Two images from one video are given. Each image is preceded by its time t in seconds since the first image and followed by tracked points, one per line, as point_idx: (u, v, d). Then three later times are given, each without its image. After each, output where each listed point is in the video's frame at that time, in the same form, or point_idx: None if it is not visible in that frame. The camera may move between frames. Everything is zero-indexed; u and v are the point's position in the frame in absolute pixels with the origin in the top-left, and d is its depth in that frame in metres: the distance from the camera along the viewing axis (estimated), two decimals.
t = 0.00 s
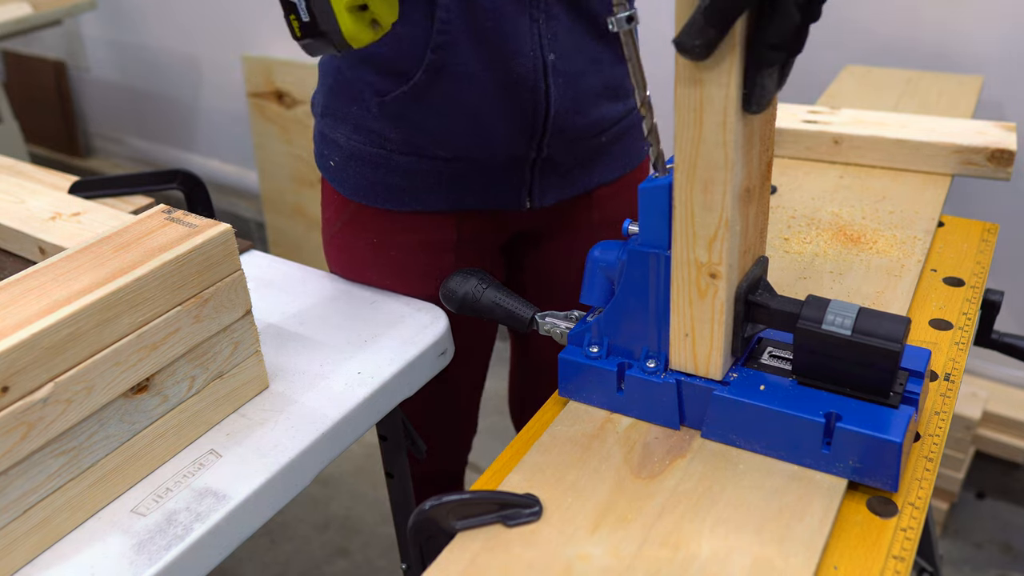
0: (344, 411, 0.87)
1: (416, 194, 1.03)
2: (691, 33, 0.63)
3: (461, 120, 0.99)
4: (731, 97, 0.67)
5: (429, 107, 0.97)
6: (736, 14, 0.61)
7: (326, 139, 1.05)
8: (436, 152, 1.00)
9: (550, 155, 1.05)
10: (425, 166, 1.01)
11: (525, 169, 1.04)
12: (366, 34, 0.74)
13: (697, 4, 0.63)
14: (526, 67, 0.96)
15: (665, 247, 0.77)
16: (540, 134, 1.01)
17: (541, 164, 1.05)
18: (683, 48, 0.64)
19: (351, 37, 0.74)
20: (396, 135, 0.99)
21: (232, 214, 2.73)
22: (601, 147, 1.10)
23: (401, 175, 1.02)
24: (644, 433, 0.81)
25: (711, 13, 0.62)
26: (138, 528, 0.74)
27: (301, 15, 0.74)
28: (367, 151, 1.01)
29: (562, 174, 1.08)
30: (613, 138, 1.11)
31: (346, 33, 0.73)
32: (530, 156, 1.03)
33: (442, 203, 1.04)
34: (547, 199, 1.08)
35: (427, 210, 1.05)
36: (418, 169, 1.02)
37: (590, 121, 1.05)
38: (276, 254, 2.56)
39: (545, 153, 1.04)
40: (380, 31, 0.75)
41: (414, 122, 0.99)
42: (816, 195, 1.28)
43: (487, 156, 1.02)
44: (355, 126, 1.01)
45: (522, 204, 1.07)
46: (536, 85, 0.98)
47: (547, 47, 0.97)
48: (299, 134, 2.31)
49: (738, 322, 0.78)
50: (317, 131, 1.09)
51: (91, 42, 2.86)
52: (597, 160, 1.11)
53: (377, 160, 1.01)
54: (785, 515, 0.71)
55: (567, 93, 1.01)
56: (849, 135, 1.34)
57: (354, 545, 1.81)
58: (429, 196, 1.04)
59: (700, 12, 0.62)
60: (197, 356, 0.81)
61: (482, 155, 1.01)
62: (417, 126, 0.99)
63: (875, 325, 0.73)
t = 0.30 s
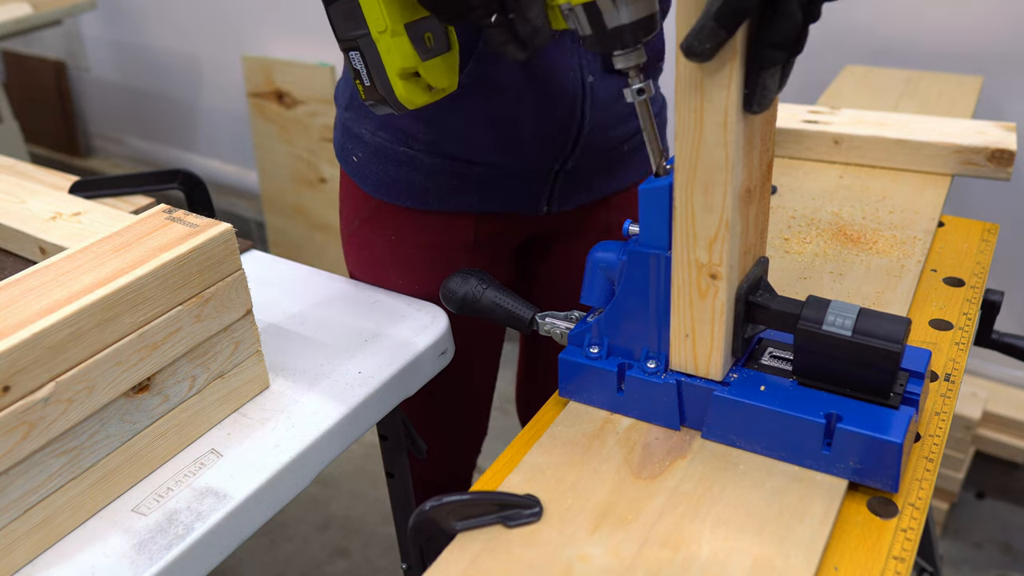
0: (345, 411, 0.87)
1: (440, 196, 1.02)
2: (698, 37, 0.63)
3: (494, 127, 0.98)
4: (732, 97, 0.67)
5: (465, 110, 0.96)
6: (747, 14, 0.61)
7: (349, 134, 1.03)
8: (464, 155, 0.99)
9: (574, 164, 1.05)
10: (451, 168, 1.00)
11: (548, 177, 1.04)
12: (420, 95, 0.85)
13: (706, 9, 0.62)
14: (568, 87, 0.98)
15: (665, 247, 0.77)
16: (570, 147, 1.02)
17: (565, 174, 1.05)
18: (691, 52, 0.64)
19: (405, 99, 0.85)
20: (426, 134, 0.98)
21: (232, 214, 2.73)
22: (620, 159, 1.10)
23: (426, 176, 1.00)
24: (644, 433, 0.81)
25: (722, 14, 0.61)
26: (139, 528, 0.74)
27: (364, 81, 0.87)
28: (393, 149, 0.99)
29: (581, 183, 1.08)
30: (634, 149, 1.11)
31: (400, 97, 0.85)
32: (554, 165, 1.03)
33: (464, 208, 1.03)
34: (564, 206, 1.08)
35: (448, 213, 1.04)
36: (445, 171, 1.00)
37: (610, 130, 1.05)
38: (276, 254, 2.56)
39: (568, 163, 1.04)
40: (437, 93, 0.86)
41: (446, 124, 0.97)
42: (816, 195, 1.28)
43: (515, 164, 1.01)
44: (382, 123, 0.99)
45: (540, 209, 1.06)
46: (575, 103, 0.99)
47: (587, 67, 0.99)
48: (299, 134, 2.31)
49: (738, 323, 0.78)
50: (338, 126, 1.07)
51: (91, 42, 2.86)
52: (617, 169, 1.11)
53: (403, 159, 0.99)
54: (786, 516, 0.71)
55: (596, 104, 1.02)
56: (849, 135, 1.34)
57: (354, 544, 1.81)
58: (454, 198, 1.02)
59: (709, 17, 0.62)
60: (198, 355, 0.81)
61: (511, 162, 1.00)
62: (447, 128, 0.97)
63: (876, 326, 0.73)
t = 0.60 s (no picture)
0: (344, 410, 0.87)
1: (458, 197, 1.01)
2: (698, 37, 0.63)
3: (515, 126, 0.97)
4: (731, 100, 0.66)
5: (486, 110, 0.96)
6: (748, 14, 0.61)
7: (360, 137, 1.02)
8: (483, 156, 0.99)
9: (586, 160, 1.05)
10: (472, 169, 0.99)
11: (561, 174, 1.04)
12: (425, 92, 0.86)
13: (706, 10, 0.62)
14: (586, 84, 0.98)
15: (665, 248, 0.77)
16: (585, 143, 1.03)
17: (579, 168, 1.05)
18: (691, 53, 0.64)
19: (410, 96, 0.85)
20: (446, 135, 0.97)
21: (232, 214, 2.73)
22: (625, 153, 1.11)
23: (446, 177, 1.00)
24: (644, 434, 0.81)
25: (722, 14, 0.61)
26: (139, 528, 0.74)
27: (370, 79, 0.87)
28: (412, 151, 0.98)
29: (589, 178, 1.08)
30: (638, 142, 1.12)
31: (405, 94, 0.85)
32: (569, 162, 1.03)
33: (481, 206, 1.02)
34: (573, 200, 1.08)
35: (466, 214, 1.03)
36: (465, 172, 0.99)
37: (617, 124, 1.06)
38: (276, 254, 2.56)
39: (582, 158, 1.04)
40: (442, 91, 0.87)
41: (465, 125, 0.96)
42: (816, 195, 1.28)
43: (533, 162, 1.01)
44: (398, 125, 0.98)
45: (552, 205, 1.07)
46: (591, 101, 1.00)
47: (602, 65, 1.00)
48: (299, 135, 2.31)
49: (738, 323, 0.78)
50: (346, 127, 1.05)
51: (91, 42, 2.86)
52: (621, 163, 1.11)
53: (421, 160, 0.98)
54: (786, 517, 0.71)
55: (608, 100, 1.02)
56: (849, 135, 1.34)
57: (354, 544, 1.81)
58: (472, 197, 1.01)
59: (710, 16, 0.62)
60: (198, 355, 0.81)
61: (527, 160, 1.00)
62: (468, 129, 0.97)
63: (876, 327, 0.73)
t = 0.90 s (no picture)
0: (344, 410, 0.87)
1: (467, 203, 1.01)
2: (699, 40, 0.63)
3: (528, 136, 0.97)
4: (733, 104, 0.66)
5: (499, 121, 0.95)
6: (751, 20, 0.60)
7: (369, 144, 1.01)
8: (492, 161, 0.98)
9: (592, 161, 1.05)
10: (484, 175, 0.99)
11: (567, 176, 1.04)
12: (424, 125, 0.86)
13: (708, 13, 0.62)
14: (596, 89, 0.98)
15: (667, 251, 0.77)
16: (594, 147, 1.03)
17: (584, 169, 1.05)
18: (691, 55, 0.63)
19: (409, 129, 0.86)
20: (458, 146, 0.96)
21: (232, 213, 2.72)
22: (628, 151, 1.11)
23: (457, 184, 0.99)
24: (646, 438, 0.80)
25: (725, 18, 0.61)
26: (139, 528, 0.74)
27: (370, 111, 0.88)
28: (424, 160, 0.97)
29: (594, 177, 1.08)
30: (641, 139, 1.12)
31: (405, 128, 0.85)
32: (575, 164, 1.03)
33: (491, 210, 1.02)
34: (577, 199, 1.08)
35: (475, 217, 1.03)
36: (477, 178, 0.99)
37: (623, 124, 1.05)
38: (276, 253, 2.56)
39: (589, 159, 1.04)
40: (440, 125, 0.87)
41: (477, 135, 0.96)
42: (818, 195, 1.28)
43: (544, 169, 1.01)
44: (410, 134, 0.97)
45: (556, 205, 1.07)
46: (602, 108, 1.00)
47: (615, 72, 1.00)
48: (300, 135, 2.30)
49: (740, 327, 0.78)
50: (353, 133, 1.04)
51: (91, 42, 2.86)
52: (625, 160, 1.11)
53: (432, 169, 0.98)
54: (789, 522, 0.70)
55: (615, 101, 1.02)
56: (851, 135, 1.33)
57: (354, 544, 1.81)
58: (482, 202, 1.01)
59: (711, 20, 0.62)
60: (198, 355, 0.81)
61: (534, 164, 1.00)
62: (481, 140, 0.96)
63: (879, 331, 0.73)
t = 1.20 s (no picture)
0: (345, 413, 0.86)
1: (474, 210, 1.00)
2: (705, 45, 0.62)
3: (531, 139, 0.96)
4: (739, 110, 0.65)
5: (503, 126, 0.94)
6: (759, 24, 0.60)
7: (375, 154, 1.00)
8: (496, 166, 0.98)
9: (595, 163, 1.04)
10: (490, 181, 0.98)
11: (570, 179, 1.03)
12: (421, 168, 0.89)
13: (715, 17, 0.61)
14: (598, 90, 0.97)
15: (671, 256, 0.76)
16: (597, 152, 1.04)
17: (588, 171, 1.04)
18: (697, 60, 0.63)
19: (408, 173, 0.88)
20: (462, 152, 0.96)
21: (231, 211, 2.71)
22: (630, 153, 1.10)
23: (463, 190, 0.98)
24: (648, 444, 0.80)
25: (732, 23, 0.60)
26: (139, 528, 0.74)
27: (365, 156, 0.90)
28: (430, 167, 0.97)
29: (597, 180, 1.07)
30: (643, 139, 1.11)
31: (405, 173, 0.88)
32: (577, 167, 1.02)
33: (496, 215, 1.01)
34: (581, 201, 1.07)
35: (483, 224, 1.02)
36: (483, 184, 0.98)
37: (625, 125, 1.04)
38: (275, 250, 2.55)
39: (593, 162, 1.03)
40: (436, 166, 0.90)
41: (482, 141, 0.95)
42: (821, 197, 1.27)
43: (554, 175, 1.01)
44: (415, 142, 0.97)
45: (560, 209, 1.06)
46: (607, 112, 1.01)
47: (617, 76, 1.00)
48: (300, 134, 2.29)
49: (744, 333, 0.77)
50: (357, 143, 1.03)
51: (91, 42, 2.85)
52: (627, 161, 1.10)
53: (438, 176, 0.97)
54: (793, 530, 0.70)
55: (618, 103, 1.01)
56: (854, 135, 1.32)
57: (354, 544, 1.81)
58: (488, 208, 1.00)
59: (718, 24, 0.61)
60: (198, 355, 0.80)
61: (538, 167, 0.99)
62: (495, 147, 0.96)
63: (884, 338, 0.72)
